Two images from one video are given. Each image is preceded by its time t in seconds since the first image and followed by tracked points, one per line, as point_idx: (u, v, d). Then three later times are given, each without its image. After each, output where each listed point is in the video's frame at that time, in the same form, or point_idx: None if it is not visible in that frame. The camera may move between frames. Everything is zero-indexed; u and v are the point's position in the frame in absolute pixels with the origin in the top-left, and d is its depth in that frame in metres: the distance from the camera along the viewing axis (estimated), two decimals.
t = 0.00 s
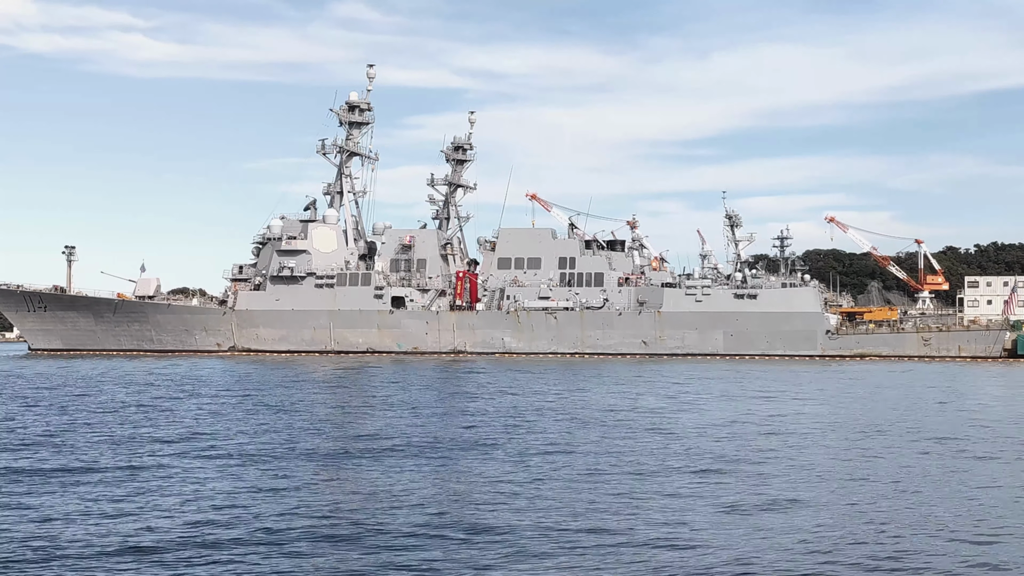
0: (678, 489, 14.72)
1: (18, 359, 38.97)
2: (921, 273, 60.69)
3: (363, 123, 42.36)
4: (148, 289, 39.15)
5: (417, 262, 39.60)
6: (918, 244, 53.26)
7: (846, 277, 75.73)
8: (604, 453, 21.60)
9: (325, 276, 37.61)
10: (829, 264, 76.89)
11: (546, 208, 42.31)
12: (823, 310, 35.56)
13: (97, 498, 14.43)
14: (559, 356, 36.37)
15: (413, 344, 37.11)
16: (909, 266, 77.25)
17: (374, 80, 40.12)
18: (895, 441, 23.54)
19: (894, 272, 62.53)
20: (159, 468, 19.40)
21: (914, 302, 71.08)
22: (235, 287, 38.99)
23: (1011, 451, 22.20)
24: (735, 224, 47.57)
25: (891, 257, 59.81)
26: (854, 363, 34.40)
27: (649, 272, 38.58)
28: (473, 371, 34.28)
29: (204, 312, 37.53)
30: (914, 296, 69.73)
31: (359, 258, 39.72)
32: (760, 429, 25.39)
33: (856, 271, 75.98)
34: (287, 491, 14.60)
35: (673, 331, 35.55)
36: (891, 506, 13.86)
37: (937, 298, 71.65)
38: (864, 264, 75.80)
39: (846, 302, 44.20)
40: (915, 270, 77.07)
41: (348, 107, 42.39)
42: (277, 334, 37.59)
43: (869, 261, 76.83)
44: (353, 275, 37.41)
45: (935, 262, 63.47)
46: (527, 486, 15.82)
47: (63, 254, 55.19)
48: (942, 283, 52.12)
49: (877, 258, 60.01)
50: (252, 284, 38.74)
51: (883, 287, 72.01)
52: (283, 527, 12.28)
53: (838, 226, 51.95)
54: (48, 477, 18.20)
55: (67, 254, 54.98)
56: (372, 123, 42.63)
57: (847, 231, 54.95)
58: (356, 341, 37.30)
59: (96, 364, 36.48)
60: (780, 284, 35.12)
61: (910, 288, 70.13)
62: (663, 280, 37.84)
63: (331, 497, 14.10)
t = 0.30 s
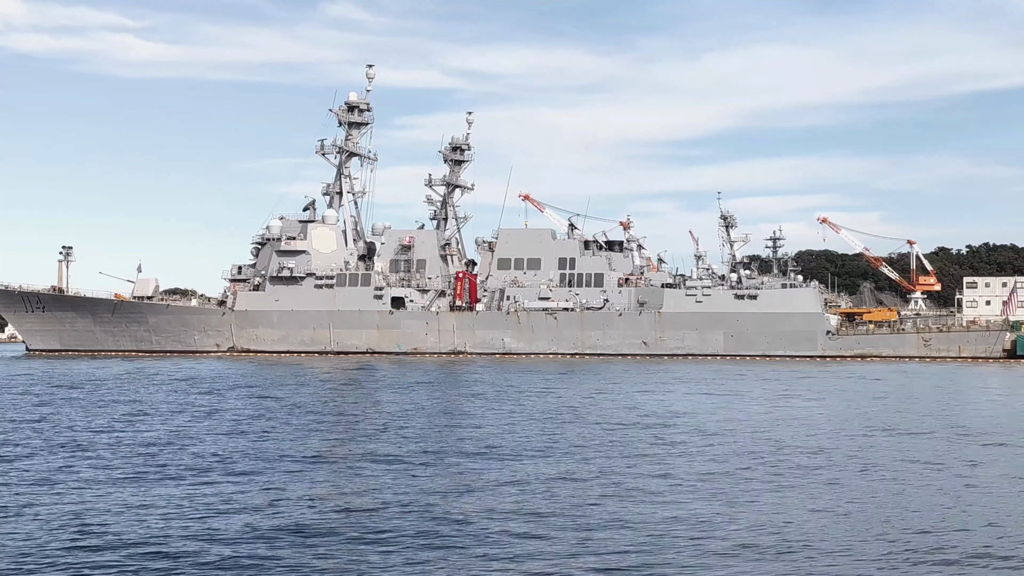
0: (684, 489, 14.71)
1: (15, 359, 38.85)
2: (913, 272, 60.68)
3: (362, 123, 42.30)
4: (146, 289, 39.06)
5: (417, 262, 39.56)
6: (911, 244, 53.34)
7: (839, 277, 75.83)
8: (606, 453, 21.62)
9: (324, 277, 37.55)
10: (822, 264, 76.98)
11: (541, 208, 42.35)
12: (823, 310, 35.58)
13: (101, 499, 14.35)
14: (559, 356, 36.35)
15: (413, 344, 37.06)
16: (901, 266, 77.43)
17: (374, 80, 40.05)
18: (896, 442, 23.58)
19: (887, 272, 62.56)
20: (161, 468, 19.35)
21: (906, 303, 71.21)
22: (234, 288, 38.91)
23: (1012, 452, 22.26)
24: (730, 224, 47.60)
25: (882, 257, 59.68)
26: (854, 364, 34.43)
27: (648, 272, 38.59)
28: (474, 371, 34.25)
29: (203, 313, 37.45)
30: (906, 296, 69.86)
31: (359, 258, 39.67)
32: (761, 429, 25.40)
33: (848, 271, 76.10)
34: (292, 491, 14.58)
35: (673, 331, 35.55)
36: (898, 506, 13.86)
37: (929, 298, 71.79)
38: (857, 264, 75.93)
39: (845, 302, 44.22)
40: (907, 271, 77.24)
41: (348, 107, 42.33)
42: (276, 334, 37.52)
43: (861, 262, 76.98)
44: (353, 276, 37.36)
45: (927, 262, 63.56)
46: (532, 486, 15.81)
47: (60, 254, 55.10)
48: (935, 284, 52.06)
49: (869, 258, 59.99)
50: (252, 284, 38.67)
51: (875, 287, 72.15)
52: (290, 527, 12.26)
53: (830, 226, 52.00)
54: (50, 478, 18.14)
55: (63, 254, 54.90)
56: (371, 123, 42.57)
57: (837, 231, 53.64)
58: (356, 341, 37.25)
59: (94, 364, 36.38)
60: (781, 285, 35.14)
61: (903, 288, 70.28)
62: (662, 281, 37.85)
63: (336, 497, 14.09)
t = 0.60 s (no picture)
0: (689, 489, 14.68)
1: (15, 359, 38.78)
2: (909, 272, 60.59)
3: (362, 123, 42.27)
4: (146, 290, 39.02)
5: (418, 262, 39.54)
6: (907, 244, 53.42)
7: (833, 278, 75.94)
8: (608, 453, 21.60)
9: (325, 277, 37.51)
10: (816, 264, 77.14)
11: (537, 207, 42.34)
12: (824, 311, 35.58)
13: (104, 499, 14.30)
14: (560, 357, 36.33)
15: (414, 345, 37.04)
16: (896, 267, 77.63)
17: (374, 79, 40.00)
18: (898, 442, 23.61)
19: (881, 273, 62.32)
20: (162, 469, 19.33)
21: (900, 303, 71.31)
22: (235, 288, 38.87)
23: (1013, 452, 22.28)
24: (727, 223, 47.65)
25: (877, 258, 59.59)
26: (855, 364, 34.45)
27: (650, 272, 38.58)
28: (475, 372, 34.23)
29: (204, 313, 37.40)
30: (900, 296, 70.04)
31: (359, 258, 39.64)
32: (763, 429, 25.42)
33: (843, 271, 76.22)
34: (295, 492, 14.54)
35: (675, 332, 35.55)
36: (906, 506, 13.86)
37: (923, 298, 71.98)
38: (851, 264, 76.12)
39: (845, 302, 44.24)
40: (902, 270, 77.38)
41: (349, 107, 42.30)
42: (277, 335, 37.47)
43: (856, 262, 77.17)
44: (353, 276, 37.31)
45: (921, 262, 63.74)
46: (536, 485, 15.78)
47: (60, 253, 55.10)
48: (930, 284, 52.12)
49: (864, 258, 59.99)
50: (252, 284, 38.63)
51: (870, 287, 72.22)
52: (296, 527, 12.22)
53: (826, 225, 52.04)
54: (52, 479, 18.09)
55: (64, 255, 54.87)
56: (372, 124, 42.54)
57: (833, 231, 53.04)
58: (357, 341, 37.22)
59: (94, 365, 36.34)
60: (782, 285, 35.14)
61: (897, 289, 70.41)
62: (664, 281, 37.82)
63: (340, 497, 14.03)
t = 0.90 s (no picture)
0: (697, 489, 14.69)
1: (16, 360, 38.71)
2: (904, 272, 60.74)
3: (364, 123, 42.26)
4: (148, 290, 38.99)
5: (420, 263, 39.53)
6: (903, 244, 53.50)
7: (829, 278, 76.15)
8: (612, 454, 21.62)
9: (327, 278, 37.48)
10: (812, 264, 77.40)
11: (533, 207, 42.35)
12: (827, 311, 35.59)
13: (107, 500, 14.26)
14: (563, 357, 36.31)
15: (416, 345, 37.01)
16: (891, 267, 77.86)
17: (376, 80, 39.98)
18: (902, 442, 23.65)
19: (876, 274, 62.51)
20: (167, 470, 19.29)
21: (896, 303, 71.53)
22: (237, 289, 38.84)
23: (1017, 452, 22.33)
24: (724, 224, 47.77)
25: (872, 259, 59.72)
26: (858, 364, 34.48)
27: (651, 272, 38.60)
28: (478, 372, 34.20)
29: (206, 313, 37.35)
30: (895, 296, 70.25)
31: (361, 258, 39.60)
32: (766, 429, 25.45)
33: (839, 272, 76.43)
34: (302, 492, 14.50)
35: (678, 332, 35.54)
36: (915, 506, 13.84)
37: (919, 299, 72.21)
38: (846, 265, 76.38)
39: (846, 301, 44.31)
40: (896, 271, 77.53)
41: (350, 107, 42.29)
42: (279, 335, 37.42)
43: (852, 262, 77.56)
44: (355, 276, 37.27)
45: (916, 262, 64.02)
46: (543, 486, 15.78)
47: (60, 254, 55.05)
48: (926, 284, 52.26)
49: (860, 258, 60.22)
50: (253, 285, 38.61)
51: (866, 288, 72.33)
52: (306, 527, 12.20)
53: (823, 226, 52.63)
54: (57, 480, 18.04)
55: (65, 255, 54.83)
56: (373, 124, 42.53)
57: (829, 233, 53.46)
58: (359, 342, 37.18)
59: (96, 365, 36.28)
60: (785, 285, 35.15)
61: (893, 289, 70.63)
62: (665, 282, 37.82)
63: (349, 497, 14.02)
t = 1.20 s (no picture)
0: (708, 489, 14.71)
1: (18, 360, 38.67)
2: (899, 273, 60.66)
3: (366, 124, 42.26)
4: (150, 290, 39.00)
5: (423, 263, 39.55)
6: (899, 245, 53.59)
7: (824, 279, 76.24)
8: (617, 454, 21.67)
9: (330, 278, 37.48)
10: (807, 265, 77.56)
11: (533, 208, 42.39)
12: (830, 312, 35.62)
13: (116, 500, 14.26)
14: (566, 358, 36.29)
15: (419, 346, 37.00)
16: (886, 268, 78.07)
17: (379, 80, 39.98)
18: (906, 442, 23.72)
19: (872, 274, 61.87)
20: (173, 470, 19.29)
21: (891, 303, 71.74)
22: (240, 289, 38.83)
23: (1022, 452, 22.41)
24: (722, 224, 47.91)
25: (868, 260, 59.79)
26: (861, 365, 34.50)
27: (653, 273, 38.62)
28: (482, 373, 34.20)
29: (208, 314, 37.32)
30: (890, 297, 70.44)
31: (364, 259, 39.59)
32: (769, 429, 25.50)
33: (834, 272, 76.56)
34: (312, 492, 14.50)
35: (681, 333, 35.56)
36: (927, 506, 13.87)
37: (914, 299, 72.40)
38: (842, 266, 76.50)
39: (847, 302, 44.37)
40: (892, 271, 77.65)
41: (352, 108, 42.28)
42: (282, 335, 37.39)
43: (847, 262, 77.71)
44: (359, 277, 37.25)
45: (911, 262, 64.17)
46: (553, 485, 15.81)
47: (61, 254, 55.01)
48: (921, 284, 52.21)
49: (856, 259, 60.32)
50: (256, 285, 38.60)
51: (861, 288, 72.51)
52: (321, 527, 12.21)
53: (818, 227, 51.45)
54: (64, 480, 18.02)
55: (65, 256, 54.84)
56: (376, 125, 42.54)
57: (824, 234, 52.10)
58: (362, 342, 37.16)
59: (99, 366, 36.26)
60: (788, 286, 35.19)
61: (888, 289, 70.83)
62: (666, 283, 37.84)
63: (361, 497, 14.02)
